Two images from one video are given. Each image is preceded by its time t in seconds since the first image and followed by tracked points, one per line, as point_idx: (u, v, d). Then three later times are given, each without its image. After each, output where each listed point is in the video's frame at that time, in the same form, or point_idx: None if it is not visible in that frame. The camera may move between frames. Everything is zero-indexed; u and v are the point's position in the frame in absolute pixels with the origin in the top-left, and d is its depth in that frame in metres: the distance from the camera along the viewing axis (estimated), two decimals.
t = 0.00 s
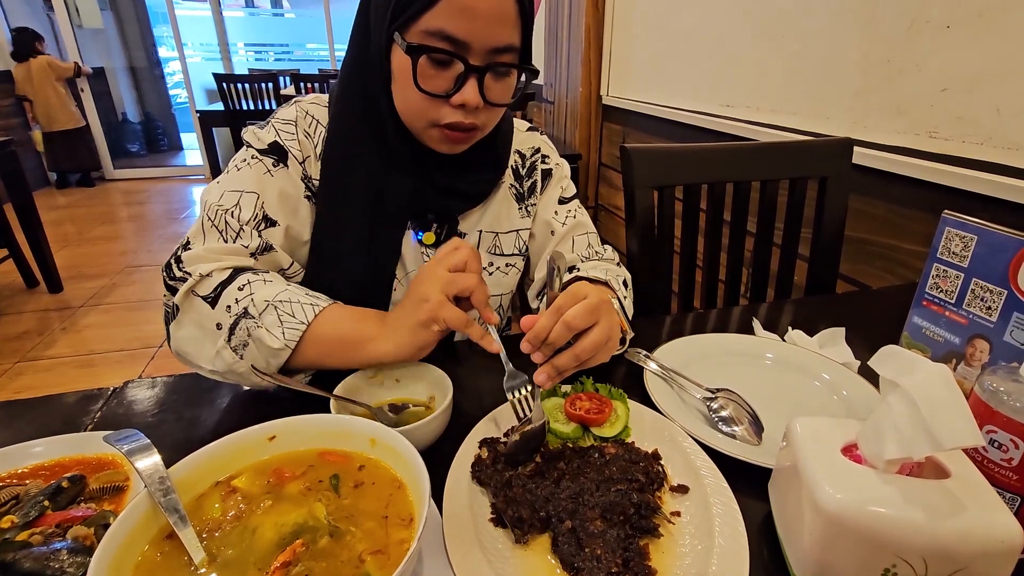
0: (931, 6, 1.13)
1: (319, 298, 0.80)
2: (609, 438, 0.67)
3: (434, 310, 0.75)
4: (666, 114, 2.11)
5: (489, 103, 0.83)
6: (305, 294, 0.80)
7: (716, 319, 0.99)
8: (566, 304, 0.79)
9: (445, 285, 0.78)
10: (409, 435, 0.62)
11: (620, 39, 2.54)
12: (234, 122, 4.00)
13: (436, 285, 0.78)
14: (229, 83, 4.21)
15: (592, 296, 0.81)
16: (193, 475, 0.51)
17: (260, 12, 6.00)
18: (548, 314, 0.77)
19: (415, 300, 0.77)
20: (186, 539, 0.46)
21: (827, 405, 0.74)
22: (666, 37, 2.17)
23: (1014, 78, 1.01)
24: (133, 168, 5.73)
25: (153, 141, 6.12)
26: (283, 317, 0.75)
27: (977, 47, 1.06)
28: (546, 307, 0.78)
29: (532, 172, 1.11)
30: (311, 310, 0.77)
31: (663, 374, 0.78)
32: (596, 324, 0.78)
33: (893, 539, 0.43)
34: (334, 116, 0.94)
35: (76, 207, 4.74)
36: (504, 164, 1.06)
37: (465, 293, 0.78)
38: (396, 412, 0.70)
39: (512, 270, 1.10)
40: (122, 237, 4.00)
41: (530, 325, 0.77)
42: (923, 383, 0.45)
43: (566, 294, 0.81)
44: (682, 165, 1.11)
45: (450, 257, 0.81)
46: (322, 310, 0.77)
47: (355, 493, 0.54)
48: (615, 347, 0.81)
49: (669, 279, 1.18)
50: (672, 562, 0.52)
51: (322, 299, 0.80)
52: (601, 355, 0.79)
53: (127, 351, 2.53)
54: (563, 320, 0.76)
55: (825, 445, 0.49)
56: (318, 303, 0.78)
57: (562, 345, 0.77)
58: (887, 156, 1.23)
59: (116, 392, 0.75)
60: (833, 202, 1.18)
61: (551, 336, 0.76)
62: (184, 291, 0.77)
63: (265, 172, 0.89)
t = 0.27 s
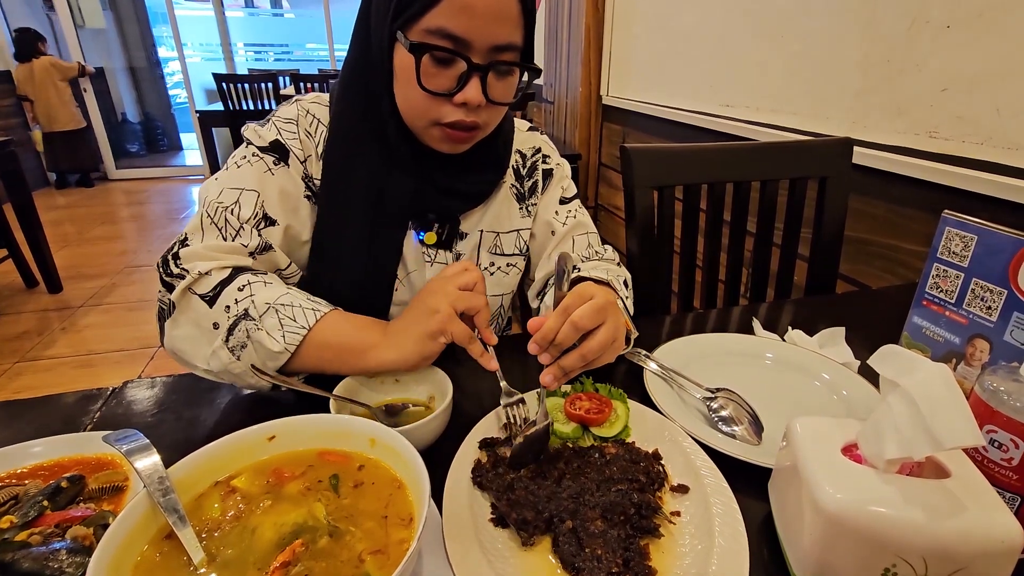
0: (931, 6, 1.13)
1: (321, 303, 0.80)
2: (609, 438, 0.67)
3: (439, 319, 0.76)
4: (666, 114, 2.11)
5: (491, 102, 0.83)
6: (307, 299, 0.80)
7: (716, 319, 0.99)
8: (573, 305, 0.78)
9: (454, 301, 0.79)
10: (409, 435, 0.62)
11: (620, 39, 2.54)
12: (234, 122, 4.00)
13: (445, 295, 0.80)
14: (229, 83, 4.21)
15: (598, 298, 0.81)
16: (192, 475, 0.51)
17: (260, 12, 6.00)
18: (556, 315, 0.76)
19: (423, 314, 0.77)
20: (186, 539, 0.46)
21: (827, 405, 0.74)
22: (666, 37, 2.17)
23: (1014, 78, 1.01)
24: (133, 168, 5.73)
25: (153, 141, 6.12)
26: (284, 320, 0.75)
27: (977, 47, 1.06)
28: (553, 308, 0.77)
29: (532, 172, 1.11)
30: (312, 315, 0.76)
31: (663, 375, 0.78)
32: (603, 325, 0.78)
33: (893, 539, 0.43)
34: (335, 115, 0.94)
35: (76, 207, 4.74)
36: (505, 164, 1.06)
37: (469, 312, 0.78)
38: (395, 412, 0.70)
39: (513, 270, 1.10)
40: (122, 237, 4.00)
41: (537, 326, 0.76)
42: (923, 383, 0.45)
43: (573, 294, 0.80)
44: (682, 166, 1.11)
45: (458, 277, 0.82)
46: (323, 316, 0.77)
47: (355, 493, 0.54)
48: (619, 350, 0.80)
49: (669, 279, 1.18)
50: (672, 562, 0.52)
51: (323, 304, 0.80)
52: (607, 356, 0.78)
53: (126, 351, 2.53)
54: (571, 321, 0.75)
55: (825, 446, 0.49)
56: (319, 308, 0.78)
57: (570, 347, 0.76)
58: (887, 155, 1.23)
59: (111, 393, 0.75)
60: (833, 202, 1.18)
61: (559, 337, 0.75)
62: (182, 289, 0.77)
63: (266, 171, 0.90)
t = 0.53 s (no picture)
0: (931, 6, 1.13)
1: (309, 301, 0.79)
2: (609, 439, 0.67)
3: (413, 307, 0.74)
4: (666, 115, 2.11)
5: (493, 103, 0.83)
6: (294, 296, 0.80)
7: (716, 319, 0.99)
8: (581, 306, 0.78)
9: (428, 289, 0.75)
10: (409, 435, 0.62)
11: (620, 39, 2.54)
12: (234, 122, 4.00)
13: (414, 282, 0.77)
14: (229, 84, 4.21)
15: (604, 300, 0.81)
16: (192, 475, 0.51)
17: (259, 12, 6.00)
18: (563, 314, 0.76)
19: (401, 308, 0.75)
20: (186, 539, 0.46)
21: (827, 405, 0.74)
22: (666, 38, 2.17)
23: (1013, 79, 1.01)
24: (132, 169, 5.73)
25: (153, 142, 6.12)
26: (271, 319, 0.75)
27: (977, 48, 1.06)
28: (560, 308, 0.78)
29: (533, 172, 1.11)
30: (298, 313, 0.76)
31: (663, 374, 0.78)
32: (609, 327, 0.78)
33: (893, 539, 0.43)
34: (335, 115, 0.95)
35: (76, 208, 4.74)
36: (505, 164, 1.06)
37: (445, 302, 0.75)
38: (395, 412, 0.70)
39: (513, 270, 1.10)
40: (122, 238, 4.00)
41: (543, 326, 0.76)
42: (923, 383, 0.45)
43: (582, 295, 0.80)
44: (681, 166, 1.11)
45: (434, 262, 0.79)
46: (310, 313, 0.77)
47: (355, 493, 0.54)
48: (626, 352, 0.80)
49: (669, 279, 1.18)
50: (672, 562, 0.52)
51: (311, 302, 0.80)
52: (611, 359, 0.78)
53: (126, 352, 2.53)
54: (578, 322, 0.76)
55: (825, 445, 0.49)
56: (306, 306, 0.78)
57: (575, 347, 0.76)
58: (886, 156, 1.23)
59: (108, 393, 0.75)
60: (832, 202, 1.18)
61: (564, 336, 0.75)
62: (174, 291, 0.77)
63: (260, 172, 0.90)
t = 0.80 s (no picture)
0: (931, 5, 1.13)
1: (306, 307, 0.79)
2: (610, 439, 0.67)
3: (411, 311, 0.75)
4: (666, 115, 2.11)
5: (490, 102, 0.84)
6: (292, 301, 0.80)
7: (716, 319, 0.99)
8: (603, 262, 0.83)
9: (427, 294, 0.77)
10: (409, 435, 0.62)
11: (620, 39, 2.54)
12: (234, 122, 4.00)
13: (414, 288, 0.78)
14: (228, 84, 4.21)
15: (623, 258, 0.85)
16: (193, 475, 0.51)
17: (259, 11, 6.00)
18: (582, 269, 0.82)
19: (400, 313, 0.75)
20: (187, 539, 0.46)
21: (827, 404, 0.74)
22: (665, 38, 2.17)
23: (1014, 78, 1.01)
24: (132, 169, 5.73)
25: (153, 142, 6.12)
26: (269, 325, 0.75)
27: (977, 47, 1.06)
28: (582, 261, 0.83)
29: (533, 171, 1.11)
30: (297, 319, 0.76)
31: (663, 374, 0.78)
32: (624, 286, 0.83)
33: (893, 538, 0.43)
34: (332, 114, 0.94)
35: (76, 208, 4.74)
36: (504, 163, 1.06)
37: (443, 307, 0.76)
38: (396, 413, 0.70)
39: (513, 270, 1.10)
40: (122, 238, 4.00)
41: (563, 278, 0.82)
42: (923, 382, 0.45)
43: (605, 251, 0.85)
44: (681, 166, 1.11)
45: (436, 271, 0.81)
46: (307, 319, 0.77)
47: (356, 493, 0.54)
48: (637, 309, 0.86)
49: (669, 280, 1.18)
50: (673, 562, 0.52)
51: (309, 307, 0.79)
52: (622, 317, 0.85)
53: (126, 351, 2.54)
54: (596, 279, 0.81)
55: (825, 445, 0.49)
56: (304, 311, 0.78)
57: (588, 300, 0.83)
58: (886, 156, 1.23)
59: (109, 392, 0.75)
60: (833, 201, 1.18)
61: (581, 290, 0.81)
62: (173, 297, 0.78)
63: (256, 177, 0.90)
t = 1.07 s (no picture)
0: (930, 6, 1.13)
1: (315, 303, 0.80)
2: (610, 438, 0.67)
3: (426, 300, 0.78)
4: (666, 115, 2.11)
5: (487, 102, 0.84)
6: (300, 299, 0.80)
7: (716, 319, 1.00)
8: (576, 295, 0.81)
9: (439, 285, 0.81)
10: (409, 436, 0.62)
11: (620, 39, 2.54)
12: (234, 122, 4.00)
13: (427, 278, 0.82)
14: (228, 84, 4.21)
15: (597, 286, 0.84)
16: (194, 475, 0.51)
17: (258, 11, 6.00)
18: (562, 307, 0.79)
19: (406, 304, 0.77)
20: (187, 539, 0.46)
21: (827, 404, 0.74)
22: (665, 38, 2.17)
23: (1013, 79, 1.01)
24: (132, 169, 5.74)
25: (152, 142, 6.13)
26: (279, 322, 0.75)
27: (976, 47, 1.06)
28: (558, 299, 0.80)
29: (532, 170, 1.11)
30: (307, 314, 0.77)
31: (663, 374, 0.78)
32: (604, 313, 0.82)
33: (893, 538, 0.43)
34: (329, 115, 0.94)
35: (75, 208, 4.74)
36: (503, 162, 1.06)
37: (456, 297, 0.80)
38: (396, 413, 0.70)
39: (512, 269, 1.11)
40: (122, 238, 4.00)
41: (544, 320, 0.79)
42: (923, 382, 0.45)
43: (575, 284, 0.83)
44: (681, 166, 1.11)
45: (445, 262, 0.84)
46: (317, 315, 0.78)
47: (356, 493, 0.54)
48: (624, 333, 0.85)
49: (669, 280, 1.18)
50: (673, 562, 0.52)
51: (317, 304, 0.80)
52: (614, 340, 0.83)
53: (127, 352, 2.54)
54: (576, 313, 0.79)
55: (825, 445, 0.49)
56: (313, 308, 0.79)
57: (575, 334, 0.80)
58: (886, 156, 1.23)
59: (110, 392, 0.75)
60: (832, 202, 1.18)
61: (567, 328, 0.78)
62: (177, 297, 0.76)
63: (256, 177, 0.89)
